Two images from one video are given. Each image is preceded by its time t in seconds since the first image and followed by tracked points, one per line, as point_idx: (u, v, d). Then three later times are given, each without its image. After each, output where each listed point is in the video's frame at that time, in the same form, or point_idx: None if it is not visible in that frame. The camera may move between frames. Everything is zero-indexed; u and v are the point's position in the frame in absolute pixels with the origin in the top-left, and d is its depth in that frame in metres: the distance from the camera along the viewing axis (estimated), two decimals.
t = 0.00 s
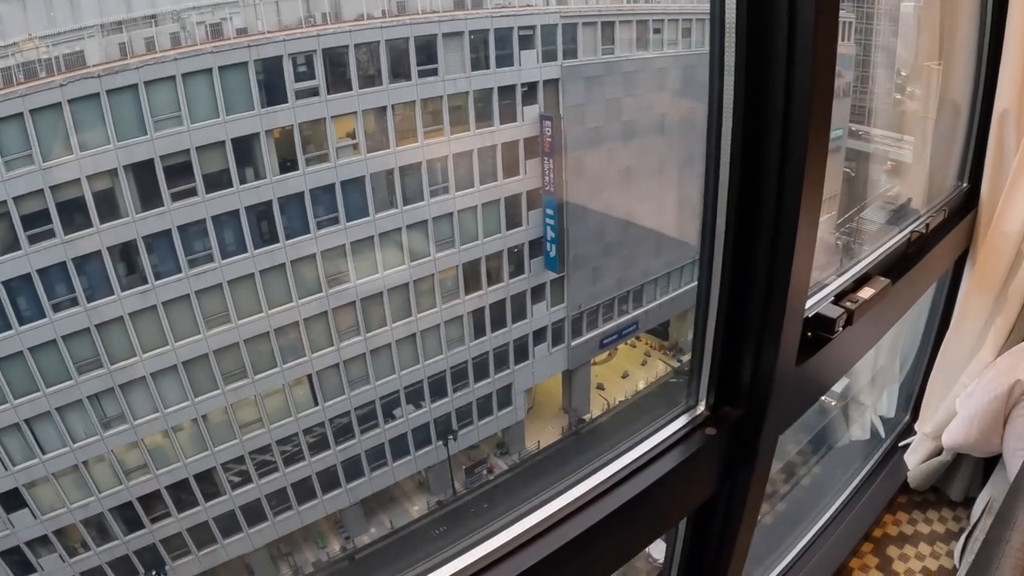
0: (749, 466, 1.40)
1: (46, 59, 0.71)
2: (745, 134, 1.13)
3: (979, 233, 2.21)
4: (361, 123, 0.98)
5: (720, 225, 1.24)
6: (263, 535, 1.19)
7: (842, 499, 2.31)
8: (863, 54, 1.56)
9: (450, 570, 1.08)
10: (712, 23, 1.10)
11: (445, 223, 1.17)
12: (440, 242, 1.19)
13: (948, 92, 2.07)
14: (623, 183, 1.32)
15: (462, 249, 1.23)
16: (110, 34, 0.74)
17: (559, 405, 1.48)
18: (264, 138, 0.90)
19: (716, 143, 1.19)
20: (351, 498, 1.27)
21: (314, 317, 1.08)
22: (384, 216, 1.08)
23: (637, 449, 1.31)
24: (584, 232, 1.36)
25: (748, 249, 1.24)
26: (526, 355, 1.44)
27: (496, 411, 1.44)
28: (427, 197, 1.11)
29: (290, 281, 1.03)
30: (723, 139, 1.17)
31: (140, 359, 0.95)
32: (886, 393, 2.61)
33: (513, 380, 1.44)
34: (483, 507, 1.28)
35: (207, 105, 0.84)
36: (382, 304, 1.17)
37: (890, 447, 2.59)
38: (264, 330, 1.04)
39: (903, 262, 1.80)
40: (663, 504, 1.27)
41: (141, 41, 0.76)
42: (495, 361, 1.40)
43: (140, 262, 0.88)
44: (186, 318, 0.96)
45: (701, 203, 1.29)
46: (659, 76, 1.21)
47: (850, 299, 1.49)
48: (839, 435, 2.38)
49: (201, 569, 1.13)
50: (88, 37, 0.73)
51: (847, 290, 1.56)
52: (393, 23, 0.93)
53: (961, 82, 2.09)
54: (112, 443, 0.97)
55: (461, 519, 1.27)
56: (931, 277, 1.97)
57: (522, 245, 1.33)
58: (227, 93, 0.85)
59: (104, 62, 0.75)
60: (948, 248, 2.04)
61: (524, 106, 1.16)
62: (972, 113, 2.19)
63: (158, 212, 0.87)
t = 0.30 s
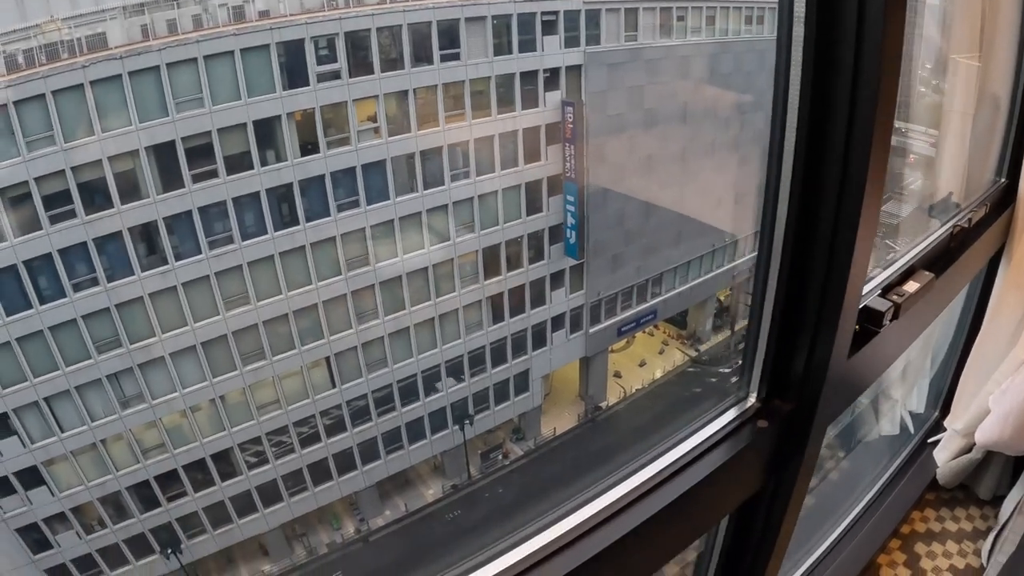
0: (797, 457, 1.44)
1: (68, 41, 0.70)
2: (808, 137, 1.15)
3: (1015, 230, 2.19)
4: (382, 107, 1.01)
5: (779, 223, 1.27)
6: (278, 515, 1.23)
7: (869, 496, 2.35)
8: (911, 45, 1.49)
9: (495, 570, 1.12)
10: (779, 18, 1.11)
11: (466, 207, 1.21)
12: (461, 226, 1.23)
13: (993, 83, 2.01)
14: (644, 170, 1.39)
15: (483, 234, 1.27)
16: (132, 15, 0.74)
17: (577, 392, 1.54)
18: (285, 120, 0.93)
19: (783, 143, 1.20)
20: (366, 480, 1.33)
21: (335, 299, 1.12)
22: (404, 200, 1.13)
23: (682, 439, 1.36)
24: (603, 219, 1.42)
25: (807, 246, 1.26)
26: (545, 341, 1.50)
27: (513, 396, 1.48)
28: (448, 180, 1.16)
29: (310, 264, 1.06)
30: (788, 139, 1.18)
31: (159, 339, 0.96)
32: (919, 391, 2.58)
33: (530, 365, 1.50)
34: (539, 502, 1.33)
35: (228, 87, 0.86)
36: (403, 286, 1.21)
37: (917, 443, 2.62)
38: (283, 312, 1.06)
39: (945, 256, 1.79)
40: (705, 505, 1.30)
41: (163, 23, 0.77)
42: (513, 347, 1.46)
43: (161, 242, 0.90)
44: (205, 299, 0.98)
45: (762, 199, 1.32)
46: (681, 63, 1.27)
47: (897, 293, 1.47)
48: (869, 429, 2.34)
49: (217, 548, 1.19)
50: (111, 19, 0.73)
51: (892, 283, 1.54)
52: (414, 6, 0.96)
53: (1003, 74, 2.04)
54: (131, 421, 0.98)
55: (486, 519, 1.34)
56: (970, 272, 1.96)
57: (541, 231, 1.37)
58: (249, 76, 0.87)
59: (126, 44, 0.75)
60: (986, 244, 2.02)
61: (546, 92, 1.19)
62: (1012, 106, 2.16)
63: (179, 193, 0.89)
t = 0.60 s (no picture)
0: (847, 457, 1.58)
1: (89, 24, 0.72)
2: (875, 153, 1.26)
3: None
4: (402, 93, 1.01)
5: (846, 219, 1.37)
6: (292, 498, 1.25)
7: (898, 499, 2.33)
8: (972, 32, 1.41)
9: (557, 570, 1.24)
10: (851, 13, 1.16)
11: (485, 194, 1.21)
12: (478, 213, 1.22)
13: None
14: (665, 159, 1.48)
15: (502, 221, 1.27)
16: None
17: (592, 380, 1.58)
18: (305, 105, 0.93)
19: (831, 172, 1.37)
20: (380, 465, 1.34)
21: (353, 284, 1.12)
22: (423, 186, 1.13)
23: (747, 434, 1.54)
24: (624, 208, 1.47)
25: (868, 251, 1.38)
26: (562, 329, 1.51)
27: (529, 383, 1.49)
28: (467, 167, 1.17)
29: (327, 248, 1.07)
30: (855, 138, 1.27)
31: (177, 322, 0.97)
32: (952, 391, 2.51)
33: (546, 354, 1.50)
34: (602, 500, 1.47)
35: (248, 72, 0.86)
36: (419, 273, 1.21)
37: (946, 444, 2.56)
38: (299, 296, 1.07)
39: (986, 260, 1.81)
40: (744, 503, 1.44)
41: (184, 7, 0.77)
42: (529, 335, 1.47)
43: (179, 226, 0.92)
44: (223, 283, 0.99)
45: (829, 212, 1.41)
46: (702, 52, 1.36)
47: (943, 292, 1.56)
48: (898, 428, 2.20)
49: (232, 529, 1.20)
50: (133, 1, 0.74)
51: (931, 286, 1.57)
52: None
53: None
54: (147, 403, 0.99)
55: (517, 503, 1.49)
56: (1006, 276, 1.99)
57: (560, 220, 1.36)
58: (269, 60, 0.88)
59: (147, 27, 0.76)
60: None
61: (566, 81, 1.21)
62: None
63: (197, 177, 0.90)
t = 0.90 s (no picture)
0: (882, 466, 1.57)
1: (96, 20, 0.73)
2: (927, 161, 1.24)
3: None
4: (409, 88, 1.03)
5: (892, 228, 1.36)
6: (298, 494, 1.25)
7: (911, 513, 2.24)
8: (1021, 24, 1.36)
9: (630, 571, 1.23)
10: (906, 20, 1.13)
11: (491, 192, 1.23)
12: (484, 211, 1.24)
13: None
14: (674, 155, 1.54)
15: (506, 218, 1.27)
16: None
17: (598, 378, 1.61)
18: (312, 100, 0.94)
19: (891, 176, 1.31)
20: (386, 460, 1.34)
21: (359, 280, 1.13)
22: (430, 182, 1.13)
23: (785, 454, 1.49)
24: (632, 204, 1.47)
25: (916, 257, 1.36)
26: (568, 326, 1.48)
27: (535, 380, 1.48)
28: (474, 163, 1.18)
29: (334, 243, 1.07)
30: (906, 151, 1.26)
31: (183, 317, 0.97)
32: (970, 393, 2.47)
33: (552, 350, 1.49)
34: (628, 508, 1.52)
35: (256, 68, 0.87)
36: (425, 267, 1.22)
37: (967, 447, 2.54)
38: (306, 292, 1.06)
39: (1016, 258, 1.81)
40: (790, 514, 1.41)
41: (191, 3, 0.79)
42: (536, 331, 1.44)
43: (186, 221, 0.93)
44: (229, 278, 0.99)
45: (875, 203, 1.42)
46: (711, 50, 1.41)
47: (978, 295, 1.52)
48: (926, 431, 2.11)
49: (236, 523, 1.22)
50: None
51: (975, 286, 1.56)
52: None
53: None
54: (154, 398, 1.00)
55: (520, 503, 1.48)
56: None
57: (567, 217, 1.36)
58: (277, 56, 0.88)
59: (155, 23, 0.78)
60: None
61: (574, 77, 1.21)
62: None
63: (204, 171, 0.91)
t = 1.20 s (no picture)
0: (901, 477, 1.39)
1: (104, 14, 0.75)
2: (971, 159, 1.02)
3: None
4: (418, 84, 1.02)
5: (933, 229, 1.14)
6: (303, 488, 1.28)
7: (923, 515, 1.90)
8: None
9: None
10: None
11: (499, 188, 1.20)
12: (492, 208, 1.23)
13: None
14: (682, 151, 1.59)
15: (512, 215, 1.25)
16: None
17: (604, 374, 1.59)
18: (320, 96, 0.93)
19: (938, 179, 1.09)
20: (392, 456, 1.34)
21: (366, 275, 1.11)
22: (437, 178, 1.11)
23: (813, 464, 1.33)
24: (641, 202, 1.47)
25: (954, 266, 1.16)
26: (575, 322, 1.48)
27: (541, 376, 1.48)
28: (482, 159, 1.16)
29: (342, 240, 1.06)
30: (950, 140, 1.03)
31: (191, 312, 0.97)
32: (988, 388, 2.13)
33: (558, 347, 1.47)
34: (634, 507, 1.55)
35: (264, 63, 0.89)
36: (433, 265, 1.21)
37: (984, 449, 2.13)
38: (314, 288, 1.06)
39: None
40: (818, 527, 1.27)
41: None
42: (543, 326, 1.42)
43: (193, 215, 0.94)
44: (237, 273, 1.00)
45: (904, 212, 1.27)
46: (719, 47, 1.41)
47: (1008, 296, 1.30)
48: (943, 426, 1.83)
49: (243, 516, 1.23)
50: None
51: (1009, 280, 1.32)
52: None
53: None
54: (160, 392, 1.01)
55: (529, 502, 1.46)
56: None
57: (573, 214, 1.36)
58: (285, 51, 0.89)
59: (163, 18, 0.80)
60: None
61: (582, 73, 1.20)
62: None
63: (212, 167, 0.93)
